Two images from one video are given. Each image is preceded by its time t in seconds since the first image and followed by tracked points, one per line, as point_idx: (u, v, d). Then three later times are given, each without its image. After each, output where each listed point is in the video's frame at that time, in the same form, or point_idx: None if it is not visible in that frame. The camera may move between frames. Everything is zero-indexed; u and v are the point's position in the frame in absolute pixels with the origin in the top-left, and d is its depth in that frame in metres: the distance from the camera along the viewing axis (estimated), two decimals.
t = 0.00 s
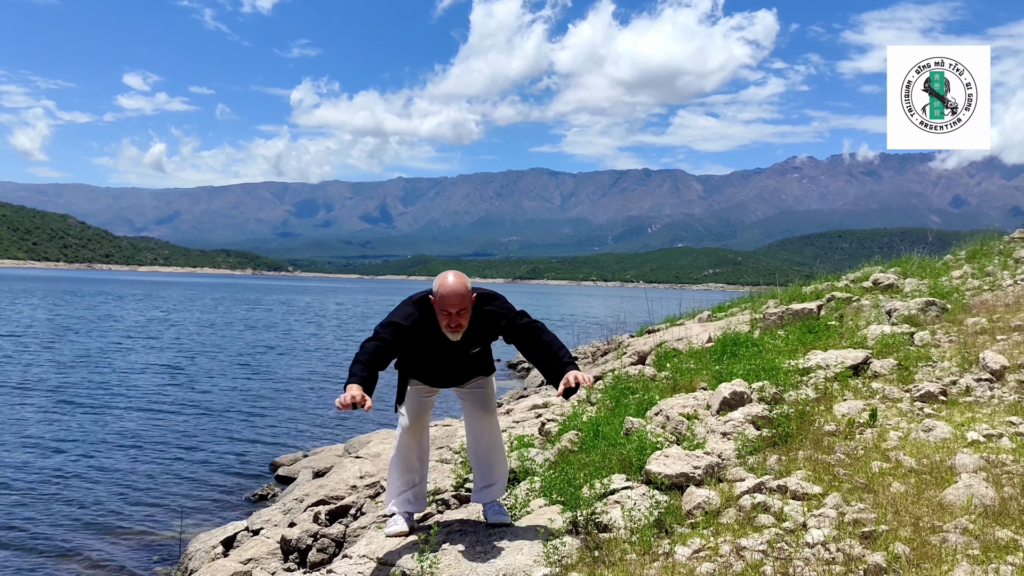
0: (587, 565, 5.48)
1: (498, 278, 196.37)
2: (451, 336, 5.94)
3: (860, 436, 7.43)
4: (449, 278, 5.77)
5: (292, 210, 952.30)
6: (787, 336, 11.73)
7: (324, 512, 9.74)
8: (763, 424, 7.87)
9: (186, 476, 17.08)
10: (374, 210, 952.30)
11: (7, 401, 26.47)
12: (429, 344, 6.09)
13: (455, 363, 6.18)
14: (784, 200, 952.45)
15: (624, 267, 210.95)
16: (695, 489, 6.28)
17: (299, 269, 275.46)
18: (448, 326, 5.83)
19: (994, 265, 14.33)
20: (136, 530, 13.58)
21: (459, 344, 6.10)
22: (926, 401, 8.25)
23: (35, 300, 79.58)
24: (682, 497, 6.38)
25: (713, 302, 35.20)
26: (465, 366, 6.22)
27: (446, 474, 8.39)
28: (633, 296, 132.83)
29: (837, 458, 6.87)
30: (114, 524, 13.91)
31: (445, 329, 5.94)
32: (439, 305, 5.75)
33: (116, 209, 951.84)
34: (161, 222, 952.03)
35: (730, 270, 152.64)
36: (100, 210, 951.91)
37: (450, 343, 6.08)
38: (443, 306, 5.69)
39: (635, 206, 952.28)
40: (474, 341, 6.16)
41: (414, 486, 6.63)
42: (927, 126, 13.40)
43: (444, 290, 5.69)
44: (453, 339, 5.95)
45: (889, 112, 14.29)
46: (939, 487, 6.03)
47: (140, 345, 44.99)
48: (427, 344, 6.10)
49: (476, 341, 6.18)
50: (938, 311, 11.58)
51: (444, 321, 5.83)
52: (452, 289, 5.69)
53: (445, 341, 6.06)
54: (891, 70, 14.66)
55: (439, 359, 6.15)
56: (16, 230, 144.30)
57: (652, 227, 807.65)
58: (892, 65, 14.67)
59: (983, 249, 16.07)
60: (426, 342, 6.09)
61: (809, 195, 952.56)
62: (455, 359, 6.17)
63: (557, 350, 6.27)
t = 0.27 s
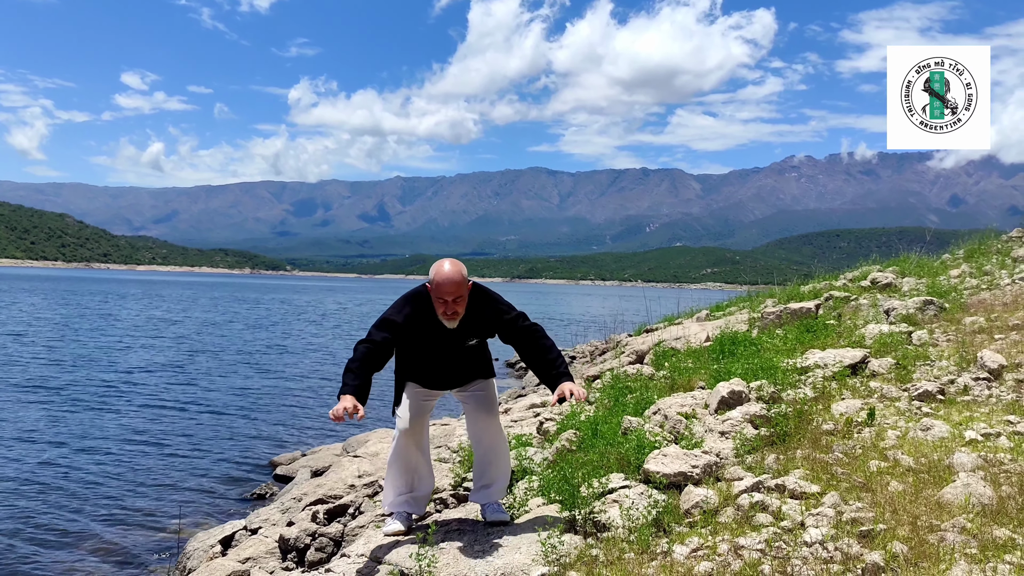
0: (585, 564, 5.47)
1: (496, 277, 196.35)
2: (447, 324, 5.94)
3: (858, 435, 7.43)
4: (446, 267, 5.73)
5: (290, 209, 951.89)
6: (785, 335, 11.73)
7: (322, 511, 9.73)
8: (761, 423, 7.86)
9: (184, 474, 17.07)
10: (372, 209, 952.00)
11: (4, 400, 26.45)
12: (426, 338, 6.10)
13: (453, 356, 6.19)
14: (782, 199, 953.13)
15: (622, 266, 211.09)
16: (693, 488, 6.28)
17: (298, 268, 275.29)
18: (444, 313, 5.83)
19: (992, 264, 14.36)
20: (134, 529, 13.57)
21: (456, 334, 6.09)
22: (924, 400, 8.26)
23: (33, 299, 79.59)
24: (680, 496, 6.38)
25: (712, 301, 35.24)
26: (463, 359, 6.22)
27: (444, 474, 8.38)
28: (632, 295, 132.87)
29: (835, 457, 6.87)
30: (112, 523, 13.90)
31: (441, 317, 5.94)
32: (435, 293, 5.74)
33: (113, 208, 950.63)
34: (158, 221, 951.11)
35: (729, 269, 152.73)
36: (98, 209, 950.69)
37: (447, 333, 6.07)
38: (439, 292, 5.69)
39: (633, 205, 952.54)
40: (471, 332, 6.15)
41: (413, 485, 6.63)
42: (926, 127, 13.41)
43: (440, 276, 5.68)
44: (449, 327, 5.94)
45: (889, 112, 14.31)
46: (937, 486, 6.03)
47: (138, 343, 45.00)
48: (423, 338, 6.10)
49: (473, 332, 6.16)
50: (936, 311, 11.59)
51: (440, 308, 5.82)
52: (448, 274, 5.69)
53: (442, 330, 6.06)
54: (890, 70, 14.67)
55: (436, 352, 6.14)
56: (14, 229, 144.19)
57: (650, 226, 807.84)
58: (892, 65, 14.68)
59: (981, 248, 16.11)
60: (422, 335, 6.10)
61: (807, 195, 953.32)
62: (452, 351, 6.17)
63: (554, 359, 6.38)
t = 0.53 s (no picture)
0: (584, 562, 5.47)
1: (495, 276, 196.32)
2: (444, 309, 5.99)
3: (857, 434, 7.42)
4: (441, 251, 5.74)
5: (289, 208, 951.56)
6: (784, 334, 11.74)
7: (321, 511, 9.73)
8: (760, 422, 7.86)
9: (183, 474, 17.06)
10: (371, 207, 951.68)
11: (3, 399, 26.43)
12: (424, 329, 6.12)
13: (452, 347, 6.20)
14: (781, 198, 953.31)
15: (621, 265, 211.07)
16: (691, 487, 6.27)
17: (296, 266, 275.10)
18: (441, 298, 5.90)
19: (990, 262, 14.38)
20: (132, 528, 13.56)
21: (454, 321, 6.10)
22: (922, 399, 8.27)
23: (33, 298, 79.60)
24: (679, 495, 6.37)
25: (710, 299, 35.24)
26: (461, 350, 6.23)
27: (443, 473, 8.38)
28: (631, 293, 132.97)
29: (834, 455, 6.86)
30: (111, 522, 13.90)
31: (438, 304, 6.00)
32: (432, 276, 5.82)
33: (112, 207, 949.77)
34: (157, 220, 950.44)
35: (728, 267, 152.76)
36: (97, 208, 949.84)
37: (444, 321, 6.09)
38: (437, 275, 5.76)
39: (632, 204, 952.54)
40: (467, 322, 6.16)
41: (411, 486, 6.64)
42: (926, 126, 13.41)
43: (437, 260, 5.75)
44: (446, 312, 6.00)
45: (888, 112, 14.31)
46: (936, 485, 6.03)
47: (137, 342, 44.96)
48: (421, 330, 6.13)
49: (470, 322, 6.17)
50: (935, 309, 11.58)
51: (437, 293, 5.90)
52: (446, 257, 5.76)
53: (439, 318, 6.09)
54: (890, 69, 14.66)
55: (435, 343, 6.16)
56: (13, 228, 144.14)
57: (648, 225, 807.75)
58: (891, 65, 14.65)
59: (980, 247, 16.12)
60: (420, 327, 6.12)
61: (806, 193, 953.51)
62: (452, 341, 6.18)
63: (546, 364, 6.41)
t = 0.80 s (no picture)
0: (584, 561, 5.45)
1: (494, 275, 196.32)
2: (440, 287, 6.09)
3: (856, 433, 7.42)
4: (437, 229, 5.94)
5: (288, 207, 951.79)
6: (783, 333, 11.73)
7: (320, 510, 9.72)
8: (759, 421, 7.86)
9: (182, 473, 17.04)
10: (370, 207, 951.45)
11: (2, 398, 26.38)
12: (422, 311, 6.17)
13: (449, 329, 6.22)
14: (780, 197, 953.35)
15: (620, 264, 211.03)
16: (690, 486, 6.26)
17: (295, 265, 274.85)
18: (436, 274, 6.02)
19: (990, 261, 14.37)
20: (131, 527, 13.54)
21: (450, 301, 6.16)
22: (921, 398, 8.26)
23: (32, 297, 79.50)
24: (677, 494, 6.37)
25: (709, 298, 35.16)
26: (458, 332, 6.23)
27: (442, 472, 8.38)
28: (630, 293, 132.99)
29: (833, 454, 6.86)
30: (109, 521, 13.89)
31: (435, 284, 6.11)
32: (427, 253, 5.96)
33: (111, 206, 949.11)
34: (156, 219, 949.81)
35: (727, 266, 152.71)
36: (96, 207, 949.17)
37: (442, 301, 6.15)
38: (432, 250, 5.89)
39: (631, 203, 952.46)
40: (464, 305, 6.20)
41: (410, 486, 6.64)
42: (927, 126, 13.40)
43: (433, 235, 5.91)
44: (441, 289, 6.10)
45: (888, 112, 14.30)
46: (935, 484, 6.03)
47: (136, 342, 44.90)
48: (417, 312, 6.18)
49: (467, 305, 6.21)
50: (934, 308, 11.58)
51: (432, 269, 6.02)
52: (442, 233, 5.91)
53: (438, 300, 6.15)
54: (889, 68, 14.64)
55: (432, 327, 6.19)
56: (11, 227, 143.97)
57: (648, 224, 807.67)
58: (892, 64, 14.63)
59: (979, 246, 16.12)
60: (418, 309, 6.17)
61: (805, 192, 953.66)
62: (449, 323, 6.21)
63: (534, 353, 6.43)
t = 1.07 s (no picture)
0: (583, 560, 5.44)
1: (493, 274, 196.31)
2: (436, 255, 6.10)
3: (856, 432, 7.42)
4: (435, 200, 6.03)
5: (287, 207, 951.46)
6: (782, 332, 11.73)
7: (319, 509, 9.72)
8: (758, 420, 7.87)
9: (181, 472, 17.04)
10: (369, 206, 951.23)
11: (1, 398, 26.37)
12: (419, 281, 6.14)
13: (448, 301, 6.16)
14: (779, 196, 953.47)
15: (619, 263, 211.00)
16: (690, 485, 6.26)
17: (294, 265, 274.74)
18: (431, 241, 6.06)
19: (989, 261, 14.37)
20: (130, 527, 13.53)
21: (446, 271, 6.13)
22: (921, 397, 8.26)
23: (30, 296, 79.43)
24: (677, 493, 6.36)
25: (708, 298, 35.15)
26: (458, 303, 6.17)
27: (441, 471, 8.36)
28: (629, 293, 132.99)
29: (832, 454, 6.86)
30: (108, 520, 13.88)
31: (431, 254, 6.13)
32: (423, 221, 6.02)
33: (110, 205, 948.35)
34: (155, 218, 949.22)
35: (726, 266, 152.82)
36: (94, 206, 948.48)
37: (438, 271, 6.12)
38: (430, 217, 5.96)
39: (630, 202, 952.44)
40: (461, 275, 6.15)
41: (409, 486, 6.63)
42: (926, 127, 13.39)
43: (429, 205, 5.99)
44: (438, 257, 6.09)
45: (888, 111, 14.29)
46: (934, 483, 6.03)
47: (135, 341, 44.87)
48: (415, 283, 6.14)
49: (465, 274, 6.15)
50: (933, 307, 11.59)
51: (428, 238, 6.07)
52: (439, 204, 5.99)
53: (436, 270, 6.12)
54: (889, 68, 14.63)
55: (431, 299, 6.14)
56: (10, 226, 143.90)
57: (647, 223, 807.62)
58: (891, 64, 14.62)
59: (978, 245, 16.12)
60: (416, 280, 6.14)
61: (804, 192, 953.81)
62: (447, 294, 6.15)
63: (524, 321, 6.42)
